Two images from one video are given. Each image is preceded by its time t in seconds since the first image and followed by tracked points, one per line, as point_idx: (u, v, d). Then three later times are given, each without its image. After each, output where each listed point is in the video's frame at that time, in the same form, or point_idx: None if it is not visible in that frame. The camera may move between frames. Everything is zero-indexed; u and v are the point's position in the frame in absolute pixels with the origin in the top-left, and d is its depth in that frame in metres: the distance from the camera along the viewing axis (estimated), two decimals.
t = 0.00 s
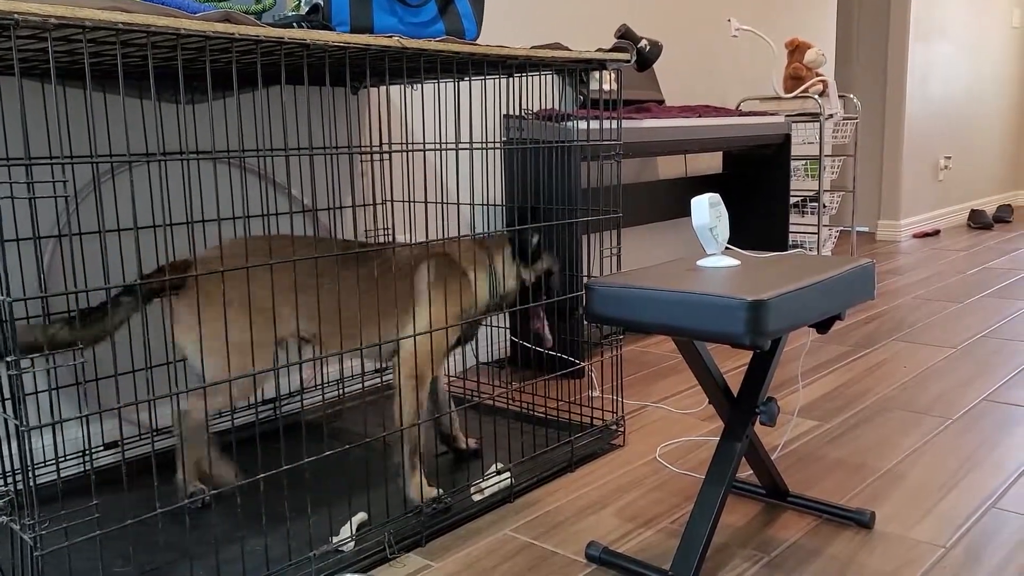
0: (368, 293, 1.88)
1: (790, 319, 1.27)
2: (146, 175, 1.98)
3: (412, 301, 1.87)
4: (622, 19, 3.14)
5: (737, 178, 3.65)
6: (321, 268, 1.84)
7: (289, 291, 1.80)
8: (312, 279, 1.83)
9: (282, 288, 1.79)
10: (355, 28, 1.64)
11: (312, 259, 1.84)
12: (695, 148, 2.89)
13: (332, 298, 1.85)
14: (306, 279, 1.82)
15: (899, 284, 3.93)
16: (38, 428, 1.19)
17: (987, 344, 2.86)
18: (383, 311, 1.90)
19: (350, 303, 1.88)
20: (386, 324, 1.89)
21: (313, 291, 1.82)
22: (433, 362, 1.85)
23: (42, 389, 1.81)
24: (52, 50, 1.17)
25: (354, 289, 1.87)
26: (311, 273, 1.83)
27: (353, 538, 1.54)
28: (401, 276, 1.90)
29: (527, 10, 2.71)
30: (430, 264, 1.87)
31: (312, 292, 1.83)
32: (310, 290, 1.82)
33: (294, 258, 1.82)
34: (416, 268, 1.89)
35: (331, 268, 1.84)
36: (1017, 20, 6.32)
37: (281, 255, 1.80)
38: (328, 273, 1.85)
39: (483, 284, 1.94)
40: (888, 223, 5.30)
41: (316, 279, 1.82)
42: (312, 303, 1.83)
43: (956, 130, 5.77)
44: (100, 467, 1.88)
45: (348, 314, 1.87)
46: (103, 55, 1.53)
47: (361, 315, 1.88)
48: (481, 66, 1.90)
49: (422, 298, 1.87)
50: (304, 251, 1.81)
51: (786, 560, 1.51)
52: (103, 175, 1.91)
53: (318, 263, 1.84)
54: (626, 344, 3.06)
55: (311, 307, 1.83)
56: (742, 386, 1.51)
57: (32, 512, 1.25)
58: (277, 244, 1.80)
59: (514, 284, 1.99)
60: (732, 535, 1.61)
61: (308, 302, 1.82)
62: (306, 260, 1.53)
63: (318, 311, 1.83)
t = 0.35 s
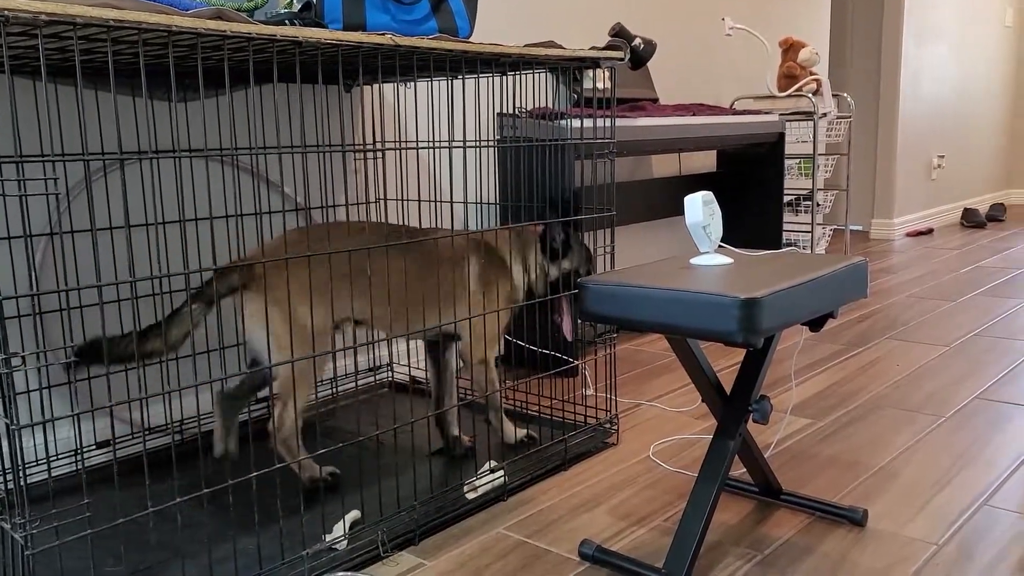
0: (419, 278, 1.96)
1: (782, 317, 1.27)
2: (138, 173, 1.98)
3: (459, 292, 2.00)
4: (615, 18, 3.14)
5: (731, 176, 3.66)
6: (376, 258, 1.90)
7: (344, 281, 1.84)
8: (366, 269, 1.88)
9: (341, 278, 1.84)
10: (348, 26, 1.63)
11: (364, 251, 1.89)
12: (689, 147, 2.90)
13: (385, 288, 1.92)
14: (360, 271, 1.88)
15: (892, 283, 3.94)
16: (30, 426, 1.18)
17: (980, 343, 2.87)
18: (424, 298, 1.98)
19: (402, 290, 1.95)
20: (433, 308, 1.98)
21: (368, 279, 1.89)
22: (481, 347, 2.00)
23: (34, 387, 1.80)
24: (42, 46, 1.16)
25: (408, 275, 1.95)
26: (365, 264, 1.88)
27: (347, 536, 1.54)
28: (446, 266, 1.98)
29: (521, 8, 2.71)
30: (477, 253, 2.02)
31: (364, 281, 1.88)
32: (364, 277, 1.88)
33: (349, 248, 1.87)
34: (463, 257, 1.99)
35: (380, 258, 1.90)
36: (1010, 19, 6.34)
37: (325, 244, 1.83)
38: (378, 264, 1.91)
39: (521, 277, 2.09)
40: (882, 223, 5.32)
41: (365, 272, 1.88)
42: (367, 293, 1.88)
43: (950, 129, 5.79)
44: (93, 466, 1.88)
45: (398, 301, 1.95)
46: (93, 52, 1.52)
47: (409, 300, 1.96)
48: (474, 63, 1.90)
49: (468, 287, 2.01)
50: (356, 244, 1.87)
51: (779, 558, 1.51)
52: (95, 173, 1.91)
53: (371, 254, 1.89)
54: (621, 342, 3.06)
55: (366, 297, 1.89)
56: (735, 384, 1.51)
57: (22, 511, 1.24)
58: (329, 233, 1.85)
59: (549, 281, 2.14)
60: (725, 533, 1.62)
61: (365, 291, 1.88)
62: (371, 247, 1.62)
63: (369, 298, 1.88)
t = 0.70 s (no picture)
0: (435, 269, 2.03)
1: (770, 316, 1.28)
2: (126, 170, 1.96)
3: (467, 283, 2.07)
4: (605, 17, 3.14)
5: (720, 176, 3.67)
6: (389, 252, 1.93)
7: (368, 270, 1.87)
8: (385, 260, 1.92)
9: (365, 269, 1.86)
10: (337, 24, 1.62)
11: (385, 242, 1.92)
12: (678, 146, 2.90)
13: (405, 277, 1.97)
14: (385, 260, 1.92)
15: (880, 282, 3.96)
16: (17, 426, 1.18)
17: (966, 342, 2.89)
18: (433, 288, 2.04)
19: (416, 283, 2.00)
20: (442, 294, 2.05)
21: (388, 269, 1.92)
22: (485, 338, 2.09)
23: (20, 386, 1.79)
24: (28, 43, 1.15)
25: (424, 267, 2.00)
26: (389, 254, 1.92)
27: (335, 536, 1.53)
28: (459, 255, 2.07)
29: (511, 7, 2.71)
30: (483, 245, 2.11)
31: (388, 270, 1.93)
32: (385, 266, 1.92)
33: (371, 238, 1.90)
34: (472, 249, 2.07)
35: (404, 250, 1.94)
36: (997, 20, 6.38)
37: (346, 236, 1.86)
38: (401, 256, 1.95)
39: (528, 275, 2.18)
40: (869, 223, 5.35)
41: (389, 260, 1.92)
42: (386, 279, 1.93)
43: (936, 130, 5.82)
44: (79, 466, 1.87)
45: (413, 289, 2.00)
46: (79, 48, 1.51)
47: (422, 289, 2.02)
48: (463, 62, 1.89)
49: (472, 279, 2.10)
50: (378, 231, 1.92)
51: (767, 556, 1.52)
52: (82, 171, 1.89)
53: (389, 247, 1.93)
54: (610, 342, 3.06)
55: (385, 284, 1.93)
56: (723, 382, 1.51)
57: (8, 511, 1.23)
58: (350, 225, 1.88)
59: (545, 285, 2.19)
60: (714, 531, 1.62)
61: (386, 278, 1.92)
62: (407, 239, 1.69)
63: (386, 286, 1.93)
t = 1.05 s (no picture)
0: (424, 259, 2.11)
1: (761, 317, 1.28)
2: (117, 167, 1.96)
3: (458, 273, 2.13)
4: (598, 17, 3.15)
5: (712, 176, 3.68)
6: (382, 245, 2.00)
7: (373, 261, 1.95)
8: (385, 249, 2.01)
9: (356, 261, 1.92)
10: (330, 22, 1.62)
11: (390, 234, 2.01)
12: (669, 146, 2.91)
13: (397, 263, 2.05)
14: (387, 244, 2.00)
15: (870, 283, 3.98)
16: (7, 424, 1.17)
17: (955, 343, 2.91)
18: (429, 276, 2.13)
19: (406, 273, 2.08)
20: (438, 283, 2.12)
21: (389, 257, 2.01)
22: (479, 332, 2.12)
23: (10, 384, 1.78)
24: (19, 38, 1.14)
25: (417, 253, 2.09)
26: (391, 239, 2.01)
27: (326, 535, 1.53)
28: (449, 245, 2.13)
29: (504, 6, 2.71)
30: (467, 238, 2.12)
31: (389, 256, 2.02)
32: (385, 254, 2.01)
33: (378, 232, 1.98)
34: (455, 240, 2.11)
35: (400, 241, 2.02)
36: (987, 22, 6.42)
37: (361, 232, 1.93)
38: (398, 243, 2.04)
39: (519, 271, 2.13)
40: (859, 223, 5.37)
41: (388, 246, 2.02)
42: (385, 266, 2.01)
43: (927, 131, 5.86)
44: (68, 464, 1.86)
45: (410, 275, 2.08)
46: (71, 44, 1.50)
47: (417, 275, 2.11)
48: (457, 61, 1.89)
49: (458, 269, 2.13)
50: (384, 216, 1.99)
51: (757, 556, 1.52)
52: (72, 167, 1.88)
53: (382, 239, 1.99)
54: (601, 341, 3.07)
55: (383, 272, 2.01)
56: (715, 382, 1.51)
57: None
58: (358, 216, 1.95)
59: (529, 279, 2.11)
60: (704, 531, 1.63)
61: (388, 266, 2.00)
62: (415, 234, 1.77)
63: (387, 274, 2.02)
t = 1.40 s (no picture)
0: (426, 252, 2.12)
1: (757, 315, 1.28)
2: (113, 163, 1.95)
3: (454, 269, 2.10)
4: (595, 16, 3.15)
5: (708, 175, 3.68)
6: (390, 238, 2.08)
7: (378, 257, 2.03)
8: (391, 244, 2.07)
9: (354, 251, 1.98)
10: (327, 19, 1.62)
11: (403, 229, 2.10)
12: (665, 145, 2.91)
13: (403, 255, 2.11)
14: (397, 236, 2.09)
15: (865, 282, 3.99)
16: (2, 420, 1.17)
17: (950, 342, 2.92)
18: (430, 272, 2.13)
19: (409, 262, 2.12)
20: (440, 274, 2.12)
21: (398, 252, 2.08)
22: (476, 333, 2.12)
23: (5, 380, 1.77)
24: (15, 34, 1.14)
25: (419, 249, 2.11)
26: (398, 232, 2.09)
27: (321, 532, 1.53)
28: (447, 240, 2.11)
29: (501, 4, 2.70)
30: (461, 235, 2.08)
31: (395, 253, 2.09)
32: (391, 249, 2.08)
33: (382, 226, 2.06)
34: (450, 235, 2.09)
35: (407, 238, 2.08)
36: (982, 22, 6.43)
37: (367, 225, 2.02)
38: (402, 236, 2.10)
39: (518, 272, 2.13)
40: (854, 222, 5.38)
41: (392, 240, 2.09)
42: (395, 257, 2.11)
43: (922, 131, 5.87)
44: (63, 461, 1.85)
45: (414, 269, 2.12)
46: (66, 40, 1.50)
47: (420, 270, 2.13)
48: (453, 59, 1.89)
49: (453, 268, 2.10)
50: (381, 214, 2.03)
51: (751, 553, 1.53)
52: (68, 163, 1.88)
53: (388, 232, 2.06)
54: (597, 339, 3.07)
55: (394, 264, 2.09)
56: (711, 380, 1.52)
57: None
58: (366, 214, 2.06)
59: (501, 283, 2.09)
60: (699, 528, 1.63)
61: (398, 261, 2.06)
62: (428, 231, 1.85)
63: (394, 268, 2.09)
